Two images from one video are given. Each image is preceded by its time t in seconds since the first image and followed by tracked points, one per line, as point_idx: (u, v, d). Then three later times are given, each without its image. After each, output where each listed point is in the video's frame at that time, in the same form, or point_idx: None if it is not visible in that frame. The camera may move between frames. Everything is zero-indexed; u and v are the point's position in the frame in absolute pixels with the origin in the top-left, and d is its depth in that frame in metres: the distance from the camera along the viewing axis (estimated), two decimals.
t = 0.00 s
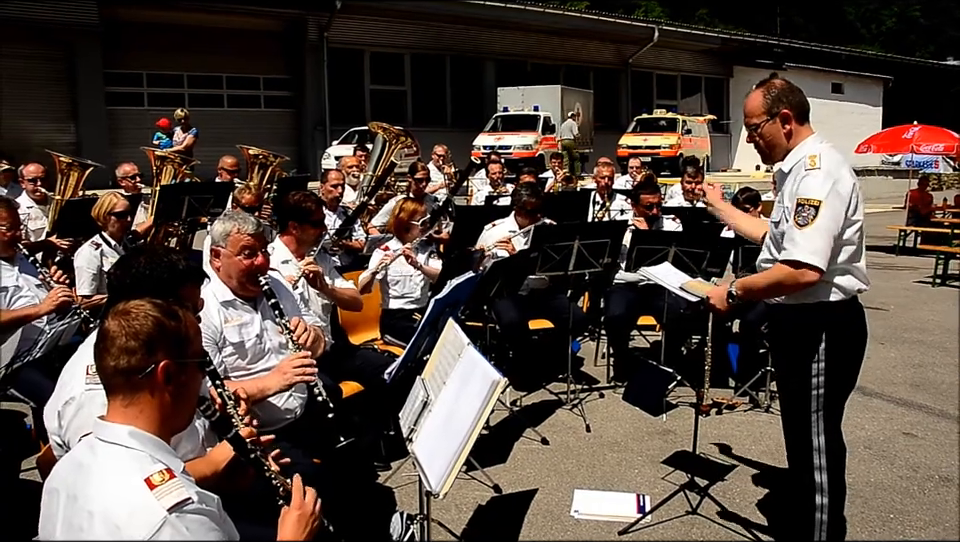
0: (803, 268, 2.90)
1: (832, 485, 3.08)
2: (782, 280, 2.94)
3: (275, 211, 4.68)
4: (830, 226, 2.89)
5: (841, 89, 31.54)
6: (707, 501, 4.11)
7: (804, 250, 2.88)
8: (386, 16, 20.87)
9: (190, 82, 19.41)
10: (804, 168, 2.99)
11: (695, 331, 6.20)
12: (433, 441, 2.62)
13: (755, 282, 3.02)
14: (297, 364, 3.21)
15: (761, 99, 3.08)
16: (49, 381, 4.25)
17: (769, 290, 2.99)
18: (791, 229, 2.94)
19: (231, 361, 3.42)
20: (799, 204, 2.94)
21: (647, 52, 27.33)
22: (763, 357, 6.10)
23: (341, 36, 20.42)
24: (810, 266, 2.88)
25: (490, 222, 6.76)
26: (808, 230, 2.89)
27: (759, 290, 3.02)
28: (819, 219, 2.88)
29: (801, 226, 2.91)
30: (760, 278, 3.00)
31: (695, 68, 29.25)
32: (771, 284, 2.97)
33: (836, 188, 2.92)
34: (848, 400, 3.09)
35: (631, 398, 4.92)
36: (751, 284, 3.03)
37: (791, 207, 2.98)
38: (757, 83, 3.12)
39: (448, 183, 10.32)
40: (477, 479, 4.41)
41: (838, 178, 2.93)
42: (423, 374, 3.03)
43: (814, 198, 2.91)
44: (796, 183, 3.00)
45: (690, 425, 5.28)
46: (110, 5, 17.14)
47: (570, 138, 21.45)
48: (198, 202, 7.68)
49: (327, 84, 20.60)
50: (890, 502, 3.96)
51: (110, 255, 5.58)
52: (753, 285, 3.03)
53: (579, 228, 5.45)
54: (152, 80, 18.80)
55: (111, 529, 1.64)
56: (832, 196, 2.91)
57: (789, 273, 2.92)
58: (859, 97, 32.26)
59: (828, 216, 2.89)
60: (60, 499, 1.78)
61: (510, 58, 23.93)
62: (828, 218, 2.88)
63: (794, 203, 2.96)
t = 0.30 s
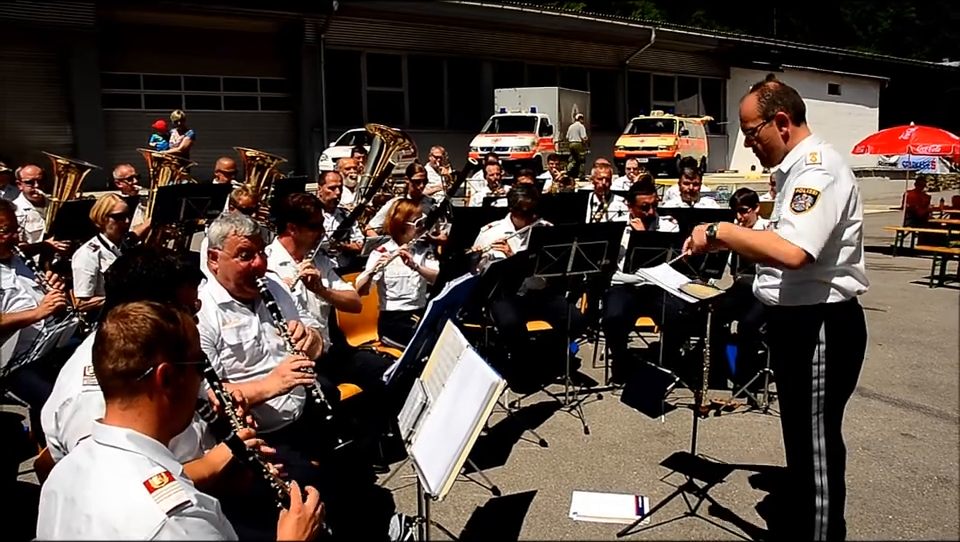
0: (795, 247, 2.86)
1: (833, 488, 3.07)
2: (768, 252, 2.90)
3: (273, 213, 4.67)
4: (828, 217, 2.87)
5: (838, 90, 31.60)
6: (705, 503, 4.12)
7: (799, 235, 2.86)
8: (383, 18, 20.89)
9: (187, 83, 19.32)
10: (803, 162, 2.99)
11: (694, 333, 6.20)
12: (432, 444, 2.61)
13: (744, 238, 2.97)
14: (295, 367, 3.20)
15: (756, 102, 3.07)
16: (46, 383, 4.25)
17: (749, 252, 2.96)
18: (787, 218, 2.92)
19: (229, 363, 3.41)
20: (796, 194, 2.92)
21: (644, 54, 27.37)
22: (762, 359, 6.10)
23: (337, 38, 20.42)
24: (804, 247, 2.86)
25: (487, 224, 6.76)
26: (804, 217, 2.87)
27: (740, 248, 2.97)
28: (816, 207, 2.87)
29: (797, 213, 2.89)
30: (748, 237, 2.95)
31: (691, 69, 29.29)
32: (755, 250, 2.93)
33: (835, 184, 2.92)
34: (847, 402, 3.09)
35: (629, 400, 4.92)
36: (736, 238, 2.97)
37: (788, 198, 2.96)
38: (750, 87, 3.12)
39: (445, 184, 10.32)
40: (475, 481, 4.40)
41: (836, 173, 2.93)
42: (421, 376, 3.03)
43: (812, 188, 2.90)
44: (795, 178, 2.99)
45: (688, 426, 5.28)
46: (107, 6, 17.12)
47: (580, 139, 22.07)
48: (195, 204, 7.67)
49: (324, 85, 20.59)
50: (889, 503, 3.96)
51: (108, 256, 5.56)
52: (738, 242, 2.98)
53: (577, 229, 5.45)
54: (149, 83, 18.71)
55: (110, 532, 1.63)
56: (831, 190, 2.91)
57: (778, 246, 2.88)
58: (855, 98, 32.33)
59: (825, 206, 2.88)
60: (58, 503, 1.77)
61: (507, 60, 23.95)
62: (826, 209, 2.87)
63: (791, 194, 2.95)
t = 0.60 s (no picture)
0: (797, 249, 2.86)
1: (827, 490, 3.08)
2: (768, 245, 2.89)
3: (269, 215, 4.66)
4: (824, 218, 2.88)
5: (832, 93, 31.71)
6: (700, 505, 4.12)
7: (800, 235, 2.86)
8: (379, 20, 20.91)
9: (183, 84, 19.25)
10: (800, 165, 3.00)
11: (688, 335, 6.21)
12: (428, 445, 2.61)
13: (753, 221, 2.90)
14: (289, 369, 3.21)
15: (747, 109, 3.09)
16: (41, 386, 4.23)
17: (747, 237, 2.94)
18: (785, 218, 2.92)
19: (224, 365, 3.41)
20: (793, 195, 2.92)
21: (639, 56, 27.43)
22: (756, 361, 6.12)
23: (333, 39, 20.42)
24: (803, 247, 2.86)
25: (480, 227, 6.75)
26: (804, 217, 2.87)
27: (740, 229, 2.93)
28: (815, 208, 2.87)
29: (796, 213, 2.89)
30: (756, 222, 2.90)
31: (686, 72, 29.37)
32: (756, 239, 2.91)
33: (830, 186, 2.93)
34: (842, 404, 3.10)
35: (624, 401, 4.93)
36: (745, 217, 2.89)
37: (785, 198, 2.96)
38: (742, 93, 3.13)
39: (439, 186, 10.33)
40: (470, 483, 4.40)
41: (831, 175, 2.95)
42: (417, 379, 3.03)
43: (810, 189, 2.90)
44: (790, 181, 3.00)
45: (683, 428, 5.29)
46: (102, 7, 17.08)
47: (584, 143, 22.77)
48: (191, 206, 7.65)
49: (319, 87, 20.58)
50: (883, 505, 3.97)
51: (102, 259, 5.56)
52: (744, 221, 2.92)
53: (572, 231, 5.46)
54: (144, 84, 18.69)
55: (105, 534, 1.62)
56: (827, 192, 2.92)
57: (779, 243, 2.87)
58: (850, 100, 32.44)
59: (824, 207, 2.89)
60: (53, 505, 1.76)
61: (502, 62, 23.99)
62: (823, 210, 2.88)
63: (788, 195, 2.95)
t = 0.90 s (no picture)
0: (794, 250, 2.86)
1: (827, 491, 3.08)
2: (765, 248, 2.88)
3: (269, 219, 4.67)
4: (821, 219, 2.89)
5: (830, 94, 31.76)
6: (699, 506, 4.13)
7: (795, 235, 2.87)
8: (378, 24, 20.93)
9: (181, 89, 19.27)
10: (797, 166, 3.01)
11: (688, 337, 6.22)
12: (427, 448, 2.62)
13: (744, 225, 2.91)
14: (289, 373, 3.21)
15: (745, 110, 3.10)
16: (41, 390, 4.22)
17: (742, 241, 2.94)
18: (781, 218, 2.92)
19: (224, 369, 3.41)
20: (790, 195, 2.93)
21: (637, 58, 27.47)
22: (756, 363, 6.13)
23: (332, 43, 20.46)
24: (799, 247, 2.86)
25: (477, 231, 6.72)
26: (799, 218, 2.88)
27: (734, 234, 2.93)
28: (811, 209, 2.88)
29: (793, 214, 2.89)
30: (748, 225, 2.90)
31: (684, 74, 29.41)
32: (752, 243, 2.91)
33: (827, 187, 2.94)
34: (840, 406, 3.11)
35: (624, 404, 4.93)
36: (736, 223, 2.90)
37: (782, 199, 2.97)
38: (740, 95, 3.14)
39: (438, 189, 10.36)
40: (470, 486, 4.41)
41: (828, 177, 2.95)
42: (416, 382, 3.03)
43: (807, 190, 2.91)
44: (787, 182, 3.01)
45: (683, 430, 5.29)
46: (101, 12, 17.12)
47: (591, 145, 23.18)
48: (190, 210, 7.66)
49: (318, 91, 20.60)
50: (883, 506, 3.97)
51: (102, 264, 5.56)
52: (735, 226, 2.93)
53: (572, 234, 5.47)
54: (143, 88, 18.70)
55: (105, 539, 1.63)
56: (824, 193, 2.92)
57: (776, 244, 2.87)
58: (848, 102, 32.49)
59: (820, 208, 2.89)
60: (53, 510, 1.76)
61: (501, 65, 24.03)
62: (820, 211, 2.88)
63: (784, 196, 2.96)
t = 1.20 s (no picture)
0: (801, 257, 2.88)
1: (826, 494, 3.09)
2: (771, 257, 2.89)
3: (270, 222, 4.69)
4: (824, 224, 2.90)
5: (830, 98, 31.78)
6: (699, 510, 4.14)
7: (799, 241, 2.88)
8: (379, 27, 20.98)
9: (182, 92, 19.32)
10: (796, 171, 3.03)
11: (688, 340, 6.24)
12: (427, 451, 2.63)
13: (748, 237, 2.93)
14: (288, 375, 3.22)
15: (751, 109, 3.11)
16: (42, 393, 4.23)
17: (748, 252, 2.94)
18: (785, 224, 2.94)
19: (224, 372, 3.42)
20: (792, 201, 2.94)
21: (637, 62, 27.52)
22: (755, 366, 6.14)
23: (334, 47, 20.51)
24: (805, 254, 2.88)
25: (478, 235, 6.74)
26: (803, 225, 2.89)
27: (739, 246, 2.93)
28: (814, 215, 2.89)
29: (796, 220, 2.91)
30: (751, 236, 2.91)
31: (685, 78, 29.46)
32: (757, 252, 2.91)
33: (827, 192, 2.96)
34: (840, 409, 3.12)
35: (624, 408, 4.94)
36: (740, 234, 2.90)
37: (783, 204, 2.98)
38: (748, 94, 3.15)
39: (438, 193, 10.39)
40: (470, 489, 4.42)
41: (829, 181, 2.97)
42: (416, 385, 3.04)
43: (809, 196, 2.92)
44: (787, 187, 3.03)
45: (683, 434, 5.30)
46: (102, 15, 17.14)
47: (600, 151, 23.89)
48: (191, 213, 7.70)
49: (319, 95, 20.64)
50: (882, 509, 3.98)
51: (103, 267, 5.57)
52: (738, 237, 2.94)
53: (572, 237, 5.48)
54: (144, 91, 18.74)
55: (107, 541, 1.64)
56: (825, 198, 2.94)
57: (782, 252, 2.88)
58: (848, 105, 32.52)
59: (822, 214, 2.91)
60: (53, 512, 1.77)
61: (501, 69, 24.08)
62: (822, 216, 2.90)
63: (787, 201, 2.97)
